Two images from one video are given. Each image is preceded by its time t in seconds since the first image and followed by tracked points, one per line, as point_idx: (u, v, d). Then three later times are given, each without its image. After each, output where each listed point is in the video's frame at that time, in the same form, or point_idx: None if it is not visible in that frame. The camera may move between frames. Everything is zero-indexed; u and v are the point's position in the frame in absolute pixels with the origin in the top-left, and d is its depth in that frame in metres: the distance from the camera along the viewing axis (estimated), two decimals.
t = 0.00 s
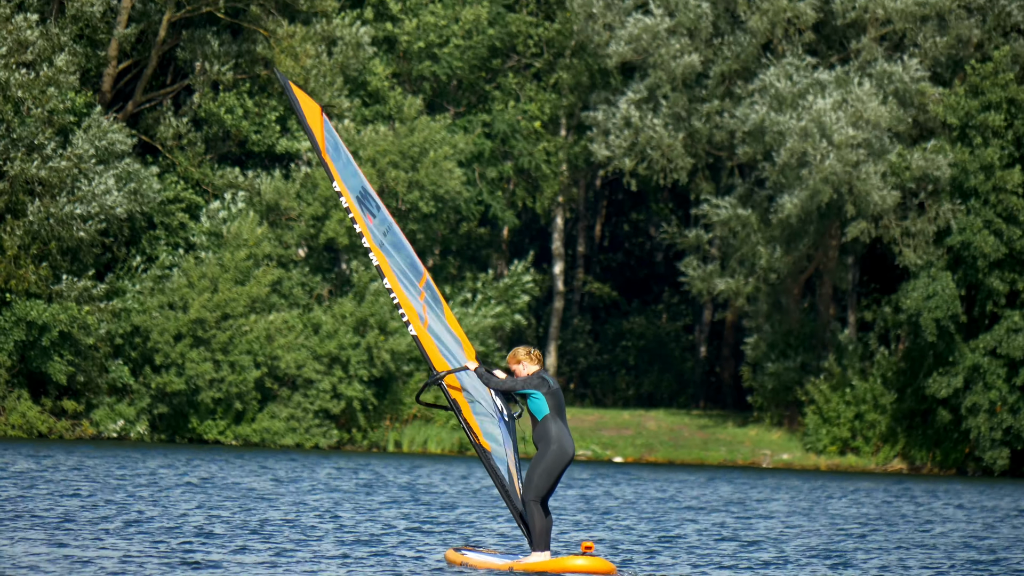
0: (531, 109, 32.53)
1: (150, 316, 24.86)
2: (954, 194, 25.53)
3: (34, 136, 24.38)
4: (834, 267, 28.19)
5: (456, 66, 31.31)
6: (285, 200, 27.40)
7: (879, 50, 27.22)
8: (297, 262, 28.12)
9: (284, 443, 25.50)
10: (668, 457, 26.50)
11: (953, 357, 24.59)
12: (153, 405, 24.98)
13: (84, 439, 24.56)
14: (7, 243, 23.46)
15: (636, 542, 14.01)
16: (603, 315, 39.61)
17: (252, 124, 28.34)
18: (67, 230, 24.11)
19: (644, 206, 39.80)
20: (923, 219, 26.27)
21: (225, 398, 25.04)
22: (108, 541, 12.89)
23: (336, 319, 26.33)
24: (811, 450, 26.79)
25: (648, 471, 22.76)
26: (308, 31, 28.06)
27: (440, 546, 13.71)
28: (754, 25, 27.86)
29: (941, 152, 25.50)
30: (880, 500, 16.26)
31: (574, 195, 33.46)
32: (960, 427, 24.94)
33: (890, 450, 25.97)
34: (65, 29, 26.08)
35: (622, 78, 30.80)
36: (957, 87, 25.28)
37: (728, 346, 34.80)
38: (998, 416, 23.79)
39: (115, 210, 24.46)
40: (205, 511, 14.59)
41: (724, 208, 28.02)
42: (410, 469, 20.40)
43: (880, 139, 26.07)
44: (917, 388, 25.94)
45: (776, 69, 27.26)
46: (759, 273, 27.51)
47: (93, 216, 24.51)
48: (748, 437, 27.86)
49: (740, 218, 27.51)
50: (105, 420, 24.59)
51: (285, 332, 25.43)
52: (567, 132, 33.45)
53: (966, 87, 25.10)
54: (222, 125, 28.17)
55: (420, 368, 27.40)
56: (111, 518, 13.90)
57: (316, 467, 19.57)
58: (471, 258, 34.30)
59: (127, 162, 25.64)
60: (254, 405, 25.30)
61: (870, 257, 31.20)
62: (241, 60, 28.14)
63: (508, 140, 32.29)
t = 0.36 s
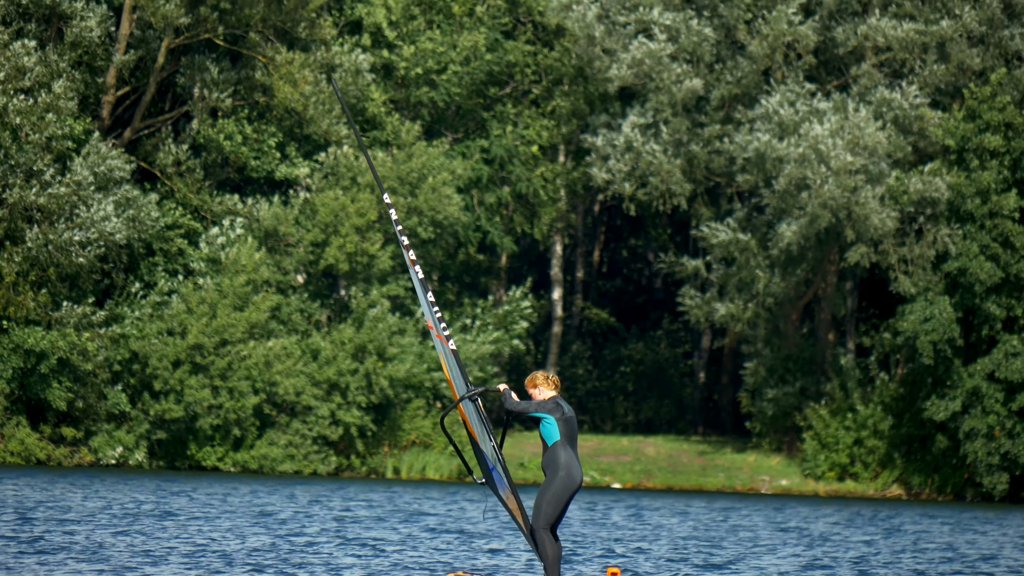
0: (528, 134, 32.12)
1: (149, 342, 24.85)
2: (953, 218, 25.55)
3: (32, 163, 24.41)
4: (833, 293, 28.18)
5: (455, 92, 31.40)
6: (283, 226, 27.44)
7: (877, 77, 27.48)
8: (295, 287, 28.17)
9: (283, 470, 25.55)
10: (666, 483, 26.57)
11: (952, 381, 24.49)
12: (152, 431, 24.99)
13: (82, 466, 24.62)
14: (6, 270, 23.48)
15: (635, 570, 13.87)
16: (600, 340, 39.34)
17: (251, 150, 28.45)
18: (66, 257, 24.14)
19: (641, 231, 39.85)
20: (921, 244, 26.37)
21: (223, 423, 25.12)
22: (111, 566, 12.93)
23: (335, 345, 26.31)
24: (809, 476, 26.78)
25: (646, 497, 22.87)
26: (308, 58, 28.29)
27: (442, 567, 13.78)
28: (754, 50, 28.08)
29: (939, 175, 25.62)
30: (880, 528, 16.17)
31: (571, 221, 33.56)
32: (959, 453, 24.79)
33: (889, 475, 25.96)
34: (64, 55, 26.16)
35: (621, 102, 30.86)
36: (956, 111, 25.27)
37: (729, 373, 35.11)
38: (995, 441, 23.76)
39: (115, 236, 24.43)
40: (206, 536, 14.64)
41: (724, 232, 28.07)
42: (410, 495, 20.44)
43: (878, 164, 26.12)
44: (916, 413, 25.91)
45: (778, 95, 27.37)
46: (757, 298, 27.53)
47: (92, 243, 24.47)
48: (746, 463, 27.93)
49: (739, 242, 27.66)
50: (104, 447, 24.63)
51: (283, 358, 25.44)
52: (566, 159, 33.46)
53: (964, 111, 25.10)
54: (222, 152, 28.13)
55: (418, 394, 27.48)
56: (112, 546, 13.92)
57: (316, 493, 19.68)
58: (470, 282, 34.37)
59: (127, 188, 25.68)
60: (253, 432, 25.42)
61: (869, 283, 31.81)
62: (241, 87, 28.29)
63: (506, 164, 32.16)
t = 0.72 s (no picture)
0: (522, 160, 32.11)
1: (143, 368, 24.74)
2: (949, 245, 25.35)
3: (26, 190, 24.49)
4: (828, 320, 27.96)
5: (449, 118, 31.49)
6: (279, 253, 27.59)
7: (873, 102, 27.61)
8: (290, 313, 28.28)
9: (277, 496, 25.52)
10: (661, 510, 26.56)
11: (947, 408, 24.51)
12: (146, 458, 24.77)
13: (77, 493, 24.42)
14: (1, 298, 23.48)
15: None
16: (595, 367, 39.41)
17: (247, 177, 28.56)
18: (61, 283, 24.24)
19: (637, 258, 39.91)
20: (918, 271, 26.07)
21: (219, 450, 25.01)
22: None
23: (330, 373, 26.41)
24: (805, 503, 26.72)
25: (636, 522, 23.28)
26: (304, 85, 28.41)
27: None
28: (749, 75, 28.19)
29: (934, 203, 25.47)
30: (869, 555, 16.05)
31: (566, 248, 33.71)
32: (952, 478, 25.01)
33: (884, 502, 25.99)
34: (59, 82, 26.23)
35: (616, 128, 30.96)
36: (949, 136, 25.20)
37: (725, 402, 35.31)
38: (988, 467, 23.83)
39: (109, 263, 24.62)
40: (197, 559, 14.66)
41: (719, 259, 28.09)
42: (403, 522, 20.52)
43: (873, 190, 26.18)
44: (910, 441, 25.96)
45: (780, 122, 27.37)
46: (752, 325, 27.65)
47: (87, 269, 24.65)
48: (742, 490, 27.94)
49: (734, 269, 27.58)
50: (98, 474, 24.42)
51: (278, 385, 25.44)
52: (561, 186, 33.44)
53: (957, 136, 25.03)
54: (218, 178, 28.38)
55: (413, 421, 27.58)
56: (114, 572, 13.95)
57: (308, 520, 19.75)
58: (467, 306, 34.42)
59: (122, 216, 25.85)
60: (247, 459, 25.39)
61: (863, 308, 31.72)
62: (236, 114, 28.55)
63: (501, 191, 32.24)
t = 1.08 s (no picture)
0: (507, 173, 32.55)
1: (128, 378, 24.59)
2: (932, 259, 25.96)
3: (10, 204, 24.73)
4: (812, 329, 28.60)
5: (434, 132, 31.57)
6: (263, 264, 27.85)
7: (858, 116, 28.13)
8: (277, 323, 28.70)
9: (261, 504, 25.35)
10: (645, 518, 26.62)
11: (932, 420, 24.25)
12: (130, 467, 24.51)
13: (61, 502, 24.16)
14: None
15: None
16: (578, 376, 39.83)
17: (232, 189, 28.76)
18: (43, 294, 24.15)
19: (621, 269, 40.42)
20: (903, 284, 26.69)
21: (204, 459, 24.74)
22: None
23: (314, 382, 26.66)
24: (789, 511, 26.85)
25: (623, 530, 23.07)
26: (289, 98, 28.92)
27: None
28: (736, 87, 28.56)
29: (919, 219, 25.83)
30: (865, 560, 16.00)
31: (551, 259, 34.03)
32: (937, 487, 24.49)
33: (868, 511, 25.98)
34: (44, 95, 26.33)
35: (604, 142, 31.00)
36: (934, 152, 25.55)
37: (708, 412, 35.29)
38: (973, 478, 23.42)
39: (92, 275, 24.42)
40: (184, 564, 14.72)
41: (704, 270, 28.34)
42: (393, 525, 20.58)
43: (857, 202, 26.54)
44: (896, 450, 25.89)
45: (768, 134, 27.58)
46: (736, 336, 28.01)
47: (71, 281, 24.47)
48: (725, 499, 28.01)
49: (720, 281, 27.92)
50: (82, 482, 24.17)
51: (263, 394, 25.61)
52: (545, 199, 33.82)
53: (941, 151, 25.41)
54: (203, 190, 28.71)
55: (398, 430, 27.61)
56: None
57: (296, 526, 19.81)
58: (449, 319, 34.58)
59: (106, 227, 25.64)
60: (231, 467, 25.18)
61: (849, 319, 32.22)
62: (222, 128, 28.81)
63: (485, 204, 32.38)
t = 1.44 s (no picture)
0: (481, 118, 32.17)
1: (99, 322, 24.71)
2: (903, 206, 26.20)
3: None
4: (785, 275, 28.59)
5: (407, 75, 31.27)
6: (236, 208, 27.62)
7: (829, 56, 28.15)
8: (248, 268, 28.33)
9: (233, 449, 25.39)
10: (617, 464, 26.76)
11: (901, 364, 24.67)
12: (103, 413, 24.81)
13: (34, 447, 24.51)
14: None
15: (615, 546, 14.69)
16: (552, 321, 39.59)
17: (204, 132, 28.25)
18: (13, 239, 24.41)
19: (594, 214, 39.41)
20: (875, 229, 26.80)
21: (176, 405, 24.82)
22: (54, 552, 13.10)
23: (287, 327, 26.44)
24: (761, 457, 26.99)
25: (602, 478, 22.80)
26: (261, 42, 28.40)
27: (395, 565, 13.87)
28: (707, 31, 28.44)
29: (891, 163, 26.07)
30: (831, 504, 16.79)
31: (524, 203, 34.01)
32: (908, 433, 24.63)
33: (840, 457, 26.12)
34: (15, 38, 26.56)
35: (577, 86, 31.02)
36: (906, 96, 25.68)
37: (682, 355, 36.41)
38: (944, 424, 23.70)
39: (61, 221, 24.61)
40: (147, 516, 14.83)
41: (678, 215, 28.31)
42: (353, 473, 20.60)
43: (833, 147, 26.75)
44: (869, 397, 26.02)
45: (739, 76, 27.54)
46: (710, 281, 28.19)
47: (39, 226, 24.67)
48: (698, 445, 28.14)
49: (692, 225, 27.82)
50: (54, 427, 24.37)
51: (236, 339, 25.53)
52: (519, 141, 33.36)
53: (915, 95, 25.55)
54: (174, 134, 28.22)
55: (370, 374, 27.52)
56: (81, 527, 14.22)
57: (253, 472, 19.93)
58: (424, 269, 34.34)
59: (77, 171, 25.64)
60: (204, 412, 25.20)
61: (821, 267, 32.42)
62: (194, 70, 28.30)
63: (458, 147, 31.72)
